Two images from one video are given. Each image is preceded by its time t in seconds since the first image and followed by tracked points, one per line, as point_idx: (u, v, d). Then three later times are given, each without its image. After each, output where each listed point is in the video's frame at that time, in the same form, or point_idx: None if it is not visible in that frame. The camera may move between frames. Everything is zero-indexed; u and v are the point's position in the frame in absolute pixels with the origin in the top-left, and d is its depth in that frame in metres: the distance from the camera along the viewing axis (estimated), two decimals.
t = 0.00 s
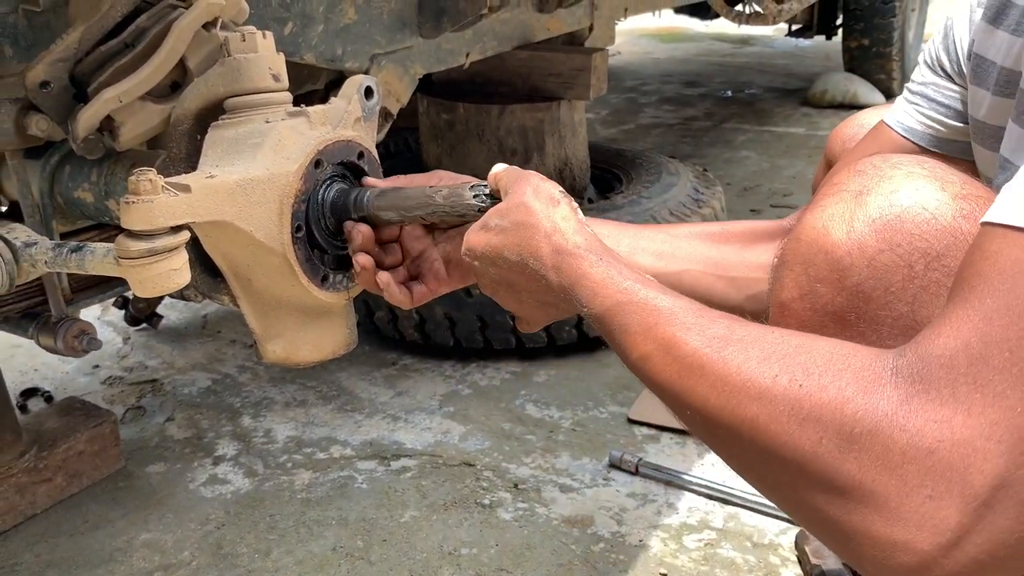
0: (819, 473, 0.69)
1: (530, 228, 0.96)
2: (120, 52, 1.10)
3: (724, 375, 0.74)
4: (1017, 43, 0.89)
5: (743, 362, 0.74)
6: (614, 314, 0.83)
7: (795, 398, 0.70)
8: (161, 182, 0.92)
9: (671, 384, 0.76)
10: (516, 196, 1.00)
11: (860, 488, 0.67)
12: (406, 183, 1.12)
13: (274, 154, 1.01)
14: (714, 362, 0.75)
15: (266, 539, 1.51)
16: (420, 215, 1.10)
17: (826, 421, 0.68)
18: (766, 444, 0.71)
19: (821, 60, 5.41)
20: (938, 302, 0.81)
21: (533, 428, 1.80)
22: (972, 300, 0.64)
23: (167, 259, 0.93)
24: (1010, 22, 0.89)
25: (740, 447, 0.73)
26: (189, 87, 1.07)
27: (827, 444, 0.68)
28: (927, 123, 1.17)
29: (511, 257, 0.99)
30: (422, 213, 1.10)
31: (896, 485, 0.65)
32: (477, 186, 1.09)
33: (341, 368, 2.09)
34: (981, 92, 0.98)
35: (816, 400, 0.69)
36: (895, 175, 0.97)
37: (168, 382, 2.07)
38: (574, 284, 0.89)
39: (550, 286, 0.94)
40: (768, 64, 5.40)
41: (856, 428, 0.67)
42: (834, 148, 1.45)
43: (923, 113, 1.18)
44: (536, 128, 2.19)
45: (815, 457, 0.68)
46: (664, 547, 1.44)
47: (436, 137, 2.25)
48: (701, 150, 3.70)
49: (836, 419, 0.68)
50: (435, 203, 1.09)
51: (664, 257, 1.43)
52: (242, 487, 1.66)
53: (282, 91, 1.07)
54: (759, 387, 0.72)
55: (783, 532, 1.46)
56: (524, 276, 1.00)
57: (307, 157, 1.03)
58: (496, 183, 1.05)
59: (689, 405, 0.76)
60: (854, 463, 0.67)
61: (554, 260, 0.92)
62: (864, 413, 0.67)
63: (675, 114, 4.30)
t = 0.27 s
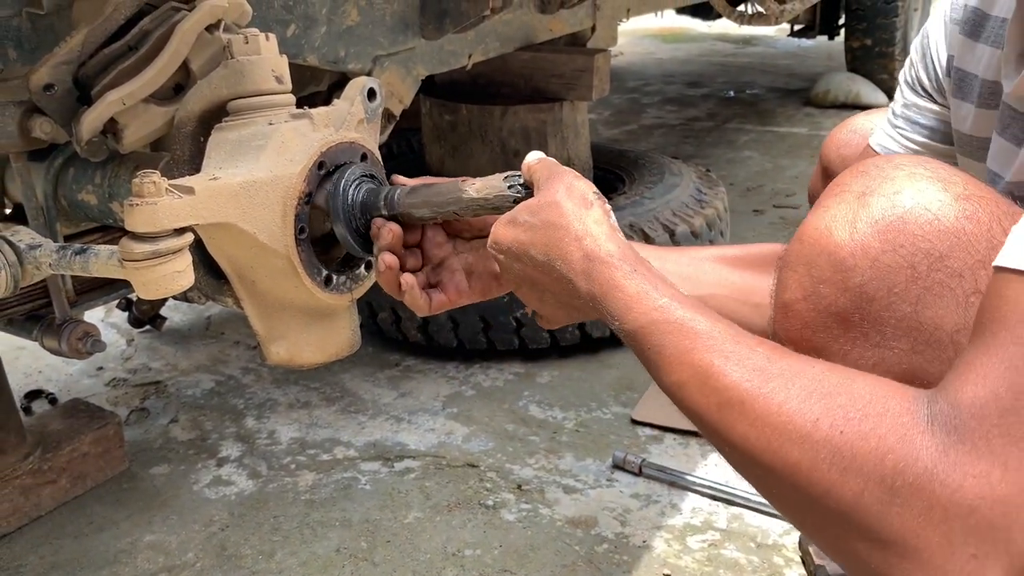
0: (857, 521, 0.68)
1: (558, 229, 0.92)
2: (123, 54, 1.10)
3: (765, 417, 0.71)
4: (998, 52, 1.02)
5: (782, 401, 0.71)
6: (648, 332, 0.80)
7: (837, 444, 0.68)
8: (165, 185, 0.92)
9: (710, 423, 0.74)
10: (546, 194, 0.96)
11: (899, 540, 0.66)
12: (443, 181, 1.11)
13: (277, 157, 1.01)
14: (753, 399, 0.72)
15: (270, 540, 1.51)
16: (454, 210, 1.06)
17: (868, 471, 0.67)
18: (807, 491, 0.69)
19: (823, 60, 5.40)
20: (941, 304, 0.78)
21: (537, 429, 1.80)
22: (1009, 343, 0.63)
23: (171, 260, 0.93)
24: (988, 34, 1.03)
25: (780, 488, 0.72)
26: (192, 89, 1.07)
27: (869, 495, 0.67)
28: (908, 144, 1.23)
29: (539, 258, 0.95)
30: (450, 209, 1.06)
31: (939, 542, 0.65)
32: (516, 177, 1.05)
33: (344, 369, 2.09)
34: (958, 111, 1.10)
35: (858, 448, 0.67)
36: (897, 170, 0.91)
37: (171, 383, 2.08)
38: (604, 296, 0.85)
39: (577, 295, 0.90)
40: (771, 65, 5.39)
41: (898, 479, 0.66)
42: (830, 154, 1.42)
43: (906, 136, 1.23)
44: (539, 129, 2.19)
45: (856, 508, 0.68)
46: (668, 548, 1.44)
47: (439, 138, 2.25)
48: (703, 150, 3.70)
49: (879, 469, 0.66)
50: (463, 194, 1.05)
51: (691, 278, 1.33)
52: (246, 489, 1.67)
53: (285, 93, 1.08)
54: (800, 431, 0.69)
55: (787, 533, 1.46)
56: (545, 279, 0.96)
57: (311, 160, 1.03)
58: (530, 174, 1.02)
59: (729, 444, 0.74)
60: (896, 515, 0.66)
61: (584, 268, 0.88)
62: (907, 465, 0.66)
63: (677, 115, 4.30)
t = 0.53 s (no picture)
0: (876, 523, 0.67)
1: (562, 243, 0.90)
2: (128, 59, 1.10)
3: (778, 419, 0.70)
4: (1010, 58, 1.04)
5: (796, 402, 0.70)
6: (653, 342, 0.78)
7: (855, 443, 0.67)
8: (170, 189, 0.93)
9: (720, 426, 0.73)
10: (550, 210, 0.93)
11: (920, 540, 0.65)
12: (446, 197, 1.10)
13: (281, 161, 1.01)
14: (766, 400, 0.71)
15: (275, 543, 1.51)
16: (456, 227, 1.06)
17: (887, 470, 0.66)
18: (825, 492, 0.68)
19: (826, 62, 5.40)
20: (957, 318, 0.78)
21: (540, 432, 1.80)
22: None
23: (175, 264, 0.94)
24: (998, 38, 1.05)
25: (794, 492, 0.70)
26: (197, 94, 1.07)
27: (890, 494, 0.66)
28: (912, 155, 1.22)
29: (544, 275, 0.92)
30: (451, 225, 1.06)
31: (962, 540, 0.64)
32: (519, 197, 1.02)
33: (348, 372, 2.09)
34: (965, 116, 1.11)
35: (877, 446, 0.66)
36: (908, 180, 0.91)
37: (175, 386, 2.08)
38: (609, 307, 0.83)
39: (580, 307, 0.88)
40: (774, 66, 5.39)
41: (919, 476, 0.65)
42: (819, 166, 1.37)
43: (908, 147, 1.22)
44: (542, 132, 2.20)
45: (876, 508, 0.66)
46: (671, 550, 1.44)
47: (442, 141, 2.25)
48: (706, 152, 3.70)
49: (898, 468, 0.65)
50: (465, 212, 1.05)
51: (690, 293, 1.30)
52: (250, 491, 1.67)
53: (289, 97, 1.08)
54: (815, 431, 0.68)
55: (791, 535, 1.46)
56: (549, 295, 0.94)
57: (314, 164, 1.04)
58: (531, 191, 0.99)
59: (740, 448, 0.72)
60: (918, 514, 0.65)
61: (588, 281, 0.86)
62: (927, 462, 0.65)
63: (680, 117, 4.30)
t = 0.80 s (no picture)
0: (887, 496, 0.67)
1: (585, 219, 0.92)
2: (135, 66, 1.11)
3: (792, 391, 0.71)
4: (1016, 60, 1.03)
5: (809, 375, 0.71)
6: (673, 314, 0.80)
7: (866, 415, 0.67)
8: (178, 196, 0.93)
9: (736, 398, 0.74)
10: (570, 187, 0.95)
11: (930, 515, 0.65)
12: (460, 187, 1.11)
13: (287, 167, 1.02)
14: (780, 372, 0.72)
15: (280, 546, 1.52)
16: (472, 213, 1.07)
17: (898, 442, 0.66)
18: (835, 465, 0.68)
19: (830, 65, 5.40)
20: (972, 308, 0.80)
21: (544, 435, 1.80)
22: None
23: (183, 270, 0.94)
24: (1003, 42, 1.05)
25: (805, 465, 0.71)
26: (204, 101, 1.08)
27: (900, 467, 0.66)
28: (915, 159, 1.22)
29: (564, 249, 0.94)
30: (468, 213, 1.07)
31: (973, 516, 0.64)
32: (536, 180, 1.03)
33: (353, 375, 2.10)
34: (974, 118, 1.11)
35: (888, 418, 0.67)
36: (923, 171, 0.92)
37: (181, 390, 2.09)
38: (631, 280, 0.85)
39: (601, 283, 0.90)
40: (777, 69, 5.40)
41: (931, 450, 0.65)
42: (824, 170, 1.37)
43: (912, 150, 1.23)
44: (545, 136, 2.20)
45: (885, 480, 0.67)
46: (675, 554, 1.44)
47: (446, 145, 2.26)
48: (710, 155, 3.71)
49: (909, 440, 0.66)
50: (482, 199, 1.06)
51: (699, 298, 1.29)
52: (255, 494, 1.68)
53: (295, 104, 1.09)
54: (827, 403, 0.69)
55: (795, 538, 1.46)
56: (569, 270, 0.95)
57: (320, 170, 1.04)
58: (551, 173, 1.01)
59: (754, 418, 0.73)
60: (929, 489, 0.65)
61: (611, 256, 0.88)
62: (938, 435, 0.65)
63: (683, 120, 4.31)
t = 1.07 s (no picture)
0: (948, 514, 0.67)
1: (621, 234, 0.92)
2: (138, 69, 1.11)
3: (844, 405, 0.71)
4: None
5: (862, 390, 0.71)
6: (715, 330, 0.81)
7: (924, 430, 0.68)
8: (181, 199, 0.93)
9: (786, 412, 0.74)
10: (603, 202, 0.95)
11: (993, 531, 0.66)
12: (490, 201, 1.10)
13: (291, 171, 1.02)
14: (831, 389, 0.72)
15: (284, 549, 1.52)
16: (501, 228, 1.06)
17: (957, 458, 0.66)
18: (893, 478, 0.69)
19: (833, 67, 5.40)
20: (973, 296, 0.81)
21: (548, 438, 1.80)
22: None
23: (186, 273, 0.94)
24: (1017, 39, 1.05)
25: (860, 482, 0.71)
26: (207, 104, 1.09)
27: (962, 484, 0.66)
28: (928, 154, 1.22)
29: (601, 268, 0.93)
30: (494, 227, 1.06)
31: None
32: (565, 194, 1.03)
33: (356, 378, 2.10)
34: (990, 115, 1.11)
35: (946, 433, 0.67)
36: (926, 163, 0.93)
37: (185, 393, 2.09)
38: (669, 296, 0.85)
39: (638, 299, 0.89)
40: (780, 71, 5.40)
41: (993, 464, 0.65)
42: (845, 164, 1.37)
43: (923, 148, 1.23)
44: (549, 138, 2.20)
45: (945, 496, 0.67)
46: (679, 557, 1.44)
47: (450, 148, 2.26)
48: (714, 157, 3.71)
49: (970, 457, 0.66)
50: (510, 213, 1.05)
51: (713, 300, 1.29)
52: (259, 497, 1.68)
53: (298, 107, 1.09)
54: (883, 419, 0.69)
55: (799, 542, 1.46)
56: (605, 289, 0.94)
57: (324, 172, 1.04)
58: (581, 189, 1.01)
59: (805, 435, 0.73)
60: (992, 505, 0.65)
61: (647, 271, 0.88)
62: (999, 450, 0.65)
63: (687, 122, 4.30)
